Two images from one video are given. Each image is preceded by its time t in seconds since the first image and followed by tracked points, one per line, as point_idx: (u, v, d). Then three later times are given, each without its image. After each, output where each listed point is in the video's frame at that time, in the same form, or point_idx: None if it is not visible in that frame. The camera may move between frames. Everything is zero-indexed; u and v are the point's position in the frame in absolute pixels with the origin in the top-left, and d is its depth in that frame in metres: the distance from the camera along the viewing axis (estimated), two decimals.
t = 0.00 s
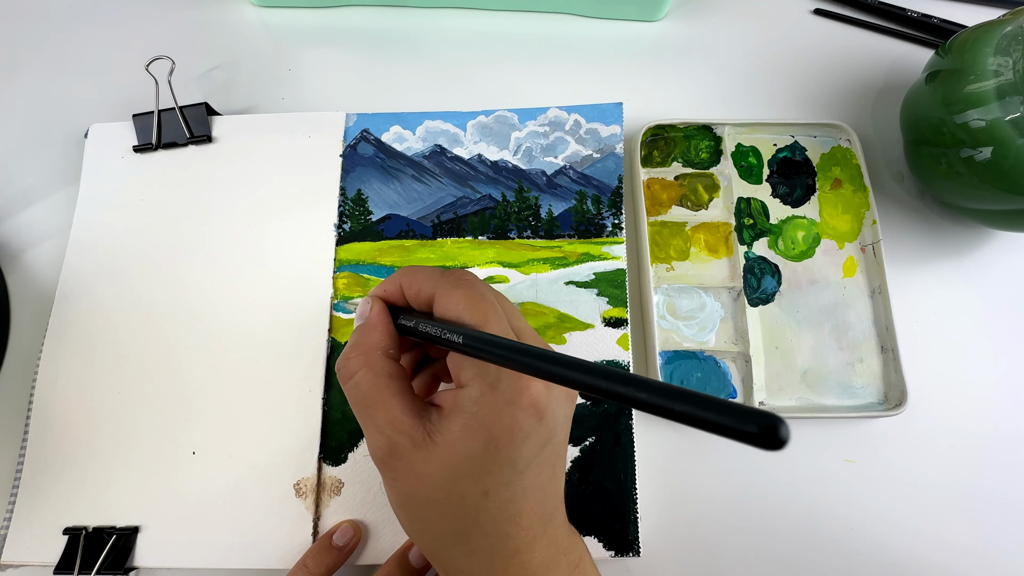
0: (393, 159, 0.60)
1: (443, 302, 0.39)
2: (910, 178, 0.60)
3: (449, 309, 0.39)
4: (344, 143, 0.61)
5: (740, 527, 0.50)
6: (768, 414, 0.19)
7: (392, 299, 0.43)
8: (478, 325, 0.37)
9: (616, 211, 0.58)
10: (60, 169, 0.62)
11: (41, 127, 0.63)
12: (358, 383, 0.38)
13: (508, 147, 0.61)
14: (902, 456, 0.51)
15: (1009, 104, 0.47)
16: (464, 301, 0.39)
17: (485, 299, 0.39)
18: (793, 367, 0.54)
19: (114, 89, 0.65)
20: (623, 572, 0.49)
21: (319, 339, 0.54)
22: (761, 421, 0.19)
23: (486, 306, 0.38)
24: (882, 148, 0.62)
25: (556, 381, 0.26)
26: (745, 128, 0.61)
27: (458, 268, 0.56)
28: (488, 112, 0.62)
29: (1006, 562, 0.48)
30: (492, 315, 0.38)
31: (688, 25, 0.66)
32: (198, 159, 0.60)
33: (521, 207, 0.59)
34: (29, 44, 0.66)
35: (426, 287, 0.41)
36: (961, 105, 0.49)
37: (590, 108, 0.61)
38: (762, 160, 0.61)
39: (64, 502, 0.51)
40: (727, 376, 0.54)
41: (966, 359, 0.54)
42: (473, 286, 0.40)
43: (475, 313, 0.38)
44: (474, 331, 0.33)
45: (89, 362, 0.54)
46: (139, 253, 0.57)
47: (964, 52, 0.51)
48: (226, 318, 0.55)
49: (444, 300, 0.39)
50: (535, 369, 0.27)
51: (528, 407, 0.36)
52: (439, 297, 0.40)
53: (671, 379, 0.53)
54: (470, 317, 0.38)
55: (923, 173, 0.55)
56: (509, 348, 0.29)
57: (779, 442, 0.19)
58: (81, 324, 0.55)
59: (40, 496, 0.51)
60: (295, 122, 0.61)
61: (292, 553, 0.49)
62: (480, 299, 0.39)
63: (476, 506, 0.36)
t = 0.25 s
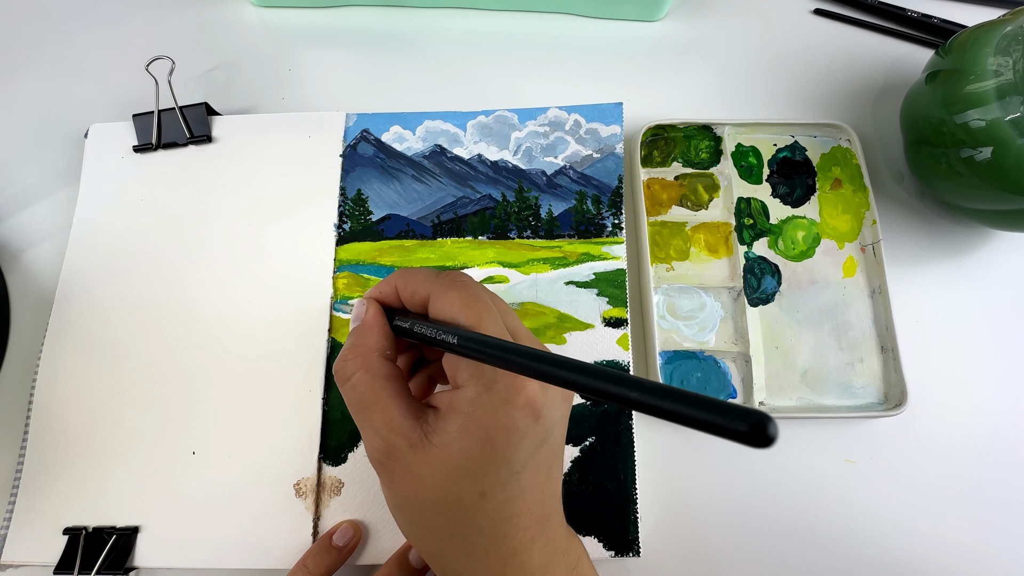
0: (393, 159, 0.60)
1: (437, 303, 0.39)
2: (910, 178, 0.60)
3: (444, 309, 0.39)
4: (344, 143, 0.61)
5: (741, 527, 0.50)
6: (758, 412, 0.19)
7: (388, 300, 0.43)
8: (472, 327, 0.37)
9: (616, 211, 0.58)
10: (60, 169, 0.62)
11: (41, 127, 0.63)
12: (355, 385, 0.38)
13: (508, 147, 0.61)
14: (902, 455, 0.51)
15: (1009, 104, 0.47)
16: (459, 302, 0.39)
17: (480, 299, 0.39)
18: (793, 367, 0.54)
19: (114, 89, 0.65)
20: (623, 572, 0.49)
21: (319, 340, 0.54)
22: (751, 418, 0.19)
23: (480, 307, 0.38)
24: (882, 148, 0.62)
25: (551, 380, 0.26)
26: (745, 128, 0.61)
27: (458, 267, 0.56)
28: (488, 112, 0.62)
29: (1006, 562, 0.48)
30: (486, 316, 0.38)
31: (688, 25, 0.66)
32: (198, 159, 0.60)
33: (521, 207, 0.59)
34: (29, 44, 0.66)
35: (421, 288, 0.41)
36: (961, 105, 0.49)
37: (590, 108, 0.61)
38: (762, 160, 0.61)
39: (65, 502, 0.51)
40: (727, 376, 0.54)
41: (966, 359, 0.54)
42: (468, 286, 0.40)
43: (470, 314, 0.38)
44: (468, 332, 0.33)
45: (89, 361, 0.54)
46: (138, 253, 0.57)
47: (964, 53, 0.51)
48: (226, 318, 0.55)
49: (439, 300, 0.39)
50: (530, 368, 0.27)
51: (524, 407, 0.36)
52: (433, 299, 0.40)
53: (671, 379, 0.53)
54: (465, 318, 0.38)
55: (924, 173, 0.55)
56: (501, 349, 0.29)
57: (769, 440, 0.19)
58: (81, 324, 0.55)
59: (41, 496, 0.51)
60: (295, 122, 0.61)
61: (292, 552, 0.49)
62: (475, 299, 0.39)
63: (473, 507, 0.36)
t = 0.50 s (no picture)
0: (393, 159, 0.60)
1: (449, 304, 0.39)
2: (910, 178, 0.60)
3: (455, 311, 0.39)
4: (344, 143, 0.61)
5: (741, 527, 0.50)
6: (783, 424, 0.19)
7: (397, 300, 0.43)
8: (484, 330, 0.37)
9: (616, 211, 0.58)
10: (60, 169, 0.62)
11: (41, 127, 0.63)
12: (365, 388, 0.38)
13: (508, 147, 0.61)
14: (902, 455, 0.51)
15: (1009, 104, 0.47)
16: (471, 305, 0.39)
17: (492, 301, 0.39)
18: (793, 367, 0.54)
19: (114, 89, 0.65)
20: (623, 572, 0.49)
21: (319, 340, 0.54)
22: (775, 432, 0.19)
23: (493, 309, 0.38)
24: (882, 148, 0.62)
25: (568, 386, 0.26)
26: (745, 128, 0.61)
27: (458, 268, 0.56)
28: (488, 112, 0.62)
29: (1005, 562, 0.48)
30: (498, 320, 0.38)
31: (688, 25, 0.66)
32: (198, 159, 0.60)
33: (521, 207, 0.59)
34: (29, 44, 0.66)
35: (432, 290, 0.41)
36: (960, 105, 0.49)
37: (590, 108, 0.61)
38: (762, 160, 0.61)
39: (65, 502, 0.51)
40: (727, 376, 0.54)
41: (966, 359, 0.54)
42: (480, 289, 0.40)
43: (482, 317, 0.38)
44: (481, 335, 0.33)
45: (89, 361, 0.54)
46: (138, 253, 0.57)
47: (964, 53, 0.51)
48: (227, 318, 0.55)
49: (451, 303, 0.39)
50: (543, 375, 0.27)
51: (534, 411, 0.36)
52: (445, 301, 0.40)
53: (671, 379, 0.53)
54: (477, 319, 0.38)
55: (923, 173, 0.55)
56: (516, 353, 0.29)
57: (793, 454, 0.19)
58: (81, 324, 0.56)
59: (41, 496, 0.51)
60: (295, 122, 0.61)
61: (293, 553, 0.49)
62: (487, 302, 0.39)
63: (481, 512, 0.36)
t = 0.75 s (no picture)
0: (393, 159, 0.60)
1: (472, 340, 0.38)
2: (910, 178, 0.60)
3: (473, 352, 0.37)
4: (344, 143, 0.61)
5: (741, 527, 0.50)
6: None
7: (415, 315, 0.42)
8: (502, 382, 0.36)
9: (616, 211, 0.58)
10: (60, 169, 0.62)
11: (41, 127, 0.63)
12: (375, 436, 0.36)
13: (508, 147, 0.61)
14: (901, 455, 0.51)
15: (1009, 104, 0.47)
16: (492, 348, 0.37)
17: (516, 342, 0.38)
18: (793, 367, 0.54)
19: (114, 89, 0.65)
20: (623, 572, 0.49)
21: (319, 340, 0.54)
22: None
23: (515, 354, 0.37)
24: (882, 148, 0.62)
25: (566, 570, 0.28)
26: (745, 128, 0.61)
27: (458, 268, 0.56)
28: (488, 112, 0.62)
29: (1005, 562, 0.48)
30: (519, 370, 0.37)
31: (688, 25, 0.66)
32: (198, 159, 0.60)
33: (521, 207, 0.59)
34: (28, 44, 0.66)
35: (457, 318, 0.40)
36: (960, 105, 0.49)
37: (590, 108, 0.61)
38: (762, 160, 0.61)
39: (64, 502, 0.51)
40: (727, 376, 0.54)
41: (966, 359, 0.54)
42: (502, 327, 0.38)
43: (503, 366, 0.37)
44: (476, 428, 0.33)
45: (89, 362, 0.54)
46: (138, 253, 0.57)
47: (964, 53, 0.51)
48: (226, 319, 0.55)
49: (470, 343, 0.38)
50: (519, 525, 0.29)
51: (553, 465, 0.36)
52: (467, 337, 0.38)
53: (671, 379, 0.53)
54: (500, 366, 0.37)
55: (923, 173, 0.55)
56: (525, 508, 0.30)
57: None
58: (81, 324, 0.56)
59: (41, 496, 0.51)
60: (295, 122, 0.61)
61: (293, 552, 0.49)
62: (512, 342, 0.38)
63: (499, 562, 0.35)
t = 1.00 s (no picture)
0: (393, 159, 0.61)
1: (424, 353, 0.36)
2: (910, 178, 0.60)
3: (425, 367, 0.36)
4: (344, 143, 0.61)
5: (741, 527, 0.50)
6: None
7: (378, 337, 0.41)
8: (451, 397, 0.35)
9: (616, 211, 0.58)
10: (60, 169, 0.62)
11: (41, 127, 0.63)
12: (333, 446, 0.37)
13: (508, 147, 0.61)
14: (901, 455, 0.51)
15: (1009, 104, 0.47)
16: (442, 362, 0.36)
17: (467, 350, 0.36)
18: (793, 367, 0.54)
19: (114, 89, 0.65)
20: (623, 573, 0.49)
21: (319, 340, 0.54)
22: None
23: (466, 367, 0.36)
24: (882, 148, 0.62)
25: None
26: (745, 128, 0.61)
27: (458, 268, 0.56)
28: (488, 112, 0.62)
29: (1006, 562, 0.48)
30: (469, 382, 0.35)
31: (688, 25, 0.66)
32: (198, 159, 0.60)
33: (521, 207, 0.59)
34: (29, 44, 0.66)
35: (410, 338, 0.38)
36: (960, 105, 0.49)
37: (590, 108, 0.61)
38: (762, 161, 0.61)
39: (64, 502, 0.51)
40: (727, 376, 0.54)
41: (967, 359, 0.54)
42: (454, 341, 0.37)
43: (452, 380, 0.35)
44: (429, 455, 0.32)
45: (89, 362, 0.54)
46: (139, 253, 0.57)
47: (964, 53, 0.51)
48: (226, 319, 0.55)
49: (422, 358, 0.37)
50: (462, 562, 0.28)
51: (502, 474, 0.35)
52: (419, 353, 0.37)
53: (671, 379, 0.53)
54: (450, 378, 0.35)
55: (923, 173, 0.55)
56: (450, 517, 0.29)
57: None
58: (81, 324, 0.56)
59: (40, 496, 0.51)
60: (295, 122, 0.61)
61: (293, 552, 0.49)
62: (463, 350, 0.36)
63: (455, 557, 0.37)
